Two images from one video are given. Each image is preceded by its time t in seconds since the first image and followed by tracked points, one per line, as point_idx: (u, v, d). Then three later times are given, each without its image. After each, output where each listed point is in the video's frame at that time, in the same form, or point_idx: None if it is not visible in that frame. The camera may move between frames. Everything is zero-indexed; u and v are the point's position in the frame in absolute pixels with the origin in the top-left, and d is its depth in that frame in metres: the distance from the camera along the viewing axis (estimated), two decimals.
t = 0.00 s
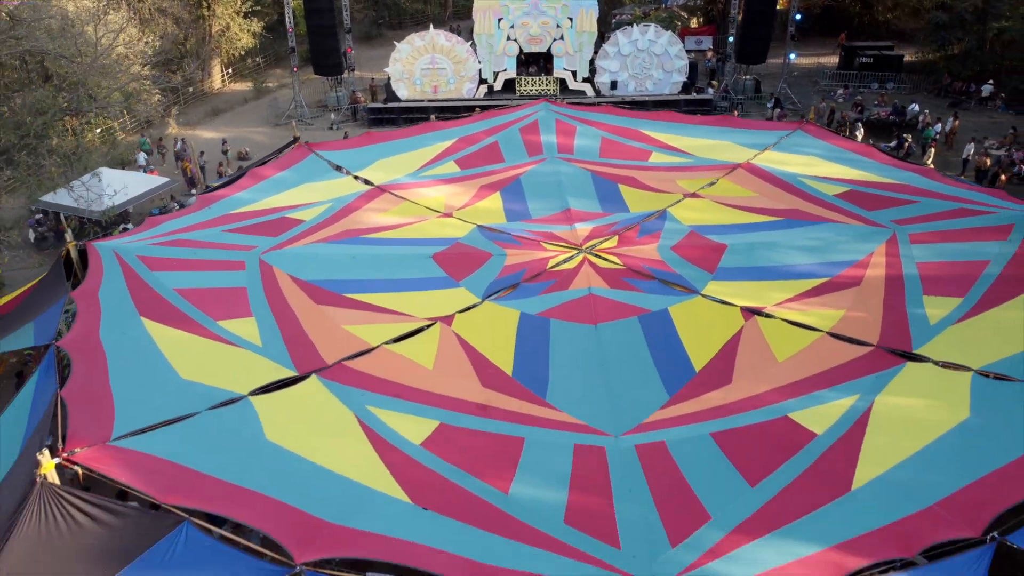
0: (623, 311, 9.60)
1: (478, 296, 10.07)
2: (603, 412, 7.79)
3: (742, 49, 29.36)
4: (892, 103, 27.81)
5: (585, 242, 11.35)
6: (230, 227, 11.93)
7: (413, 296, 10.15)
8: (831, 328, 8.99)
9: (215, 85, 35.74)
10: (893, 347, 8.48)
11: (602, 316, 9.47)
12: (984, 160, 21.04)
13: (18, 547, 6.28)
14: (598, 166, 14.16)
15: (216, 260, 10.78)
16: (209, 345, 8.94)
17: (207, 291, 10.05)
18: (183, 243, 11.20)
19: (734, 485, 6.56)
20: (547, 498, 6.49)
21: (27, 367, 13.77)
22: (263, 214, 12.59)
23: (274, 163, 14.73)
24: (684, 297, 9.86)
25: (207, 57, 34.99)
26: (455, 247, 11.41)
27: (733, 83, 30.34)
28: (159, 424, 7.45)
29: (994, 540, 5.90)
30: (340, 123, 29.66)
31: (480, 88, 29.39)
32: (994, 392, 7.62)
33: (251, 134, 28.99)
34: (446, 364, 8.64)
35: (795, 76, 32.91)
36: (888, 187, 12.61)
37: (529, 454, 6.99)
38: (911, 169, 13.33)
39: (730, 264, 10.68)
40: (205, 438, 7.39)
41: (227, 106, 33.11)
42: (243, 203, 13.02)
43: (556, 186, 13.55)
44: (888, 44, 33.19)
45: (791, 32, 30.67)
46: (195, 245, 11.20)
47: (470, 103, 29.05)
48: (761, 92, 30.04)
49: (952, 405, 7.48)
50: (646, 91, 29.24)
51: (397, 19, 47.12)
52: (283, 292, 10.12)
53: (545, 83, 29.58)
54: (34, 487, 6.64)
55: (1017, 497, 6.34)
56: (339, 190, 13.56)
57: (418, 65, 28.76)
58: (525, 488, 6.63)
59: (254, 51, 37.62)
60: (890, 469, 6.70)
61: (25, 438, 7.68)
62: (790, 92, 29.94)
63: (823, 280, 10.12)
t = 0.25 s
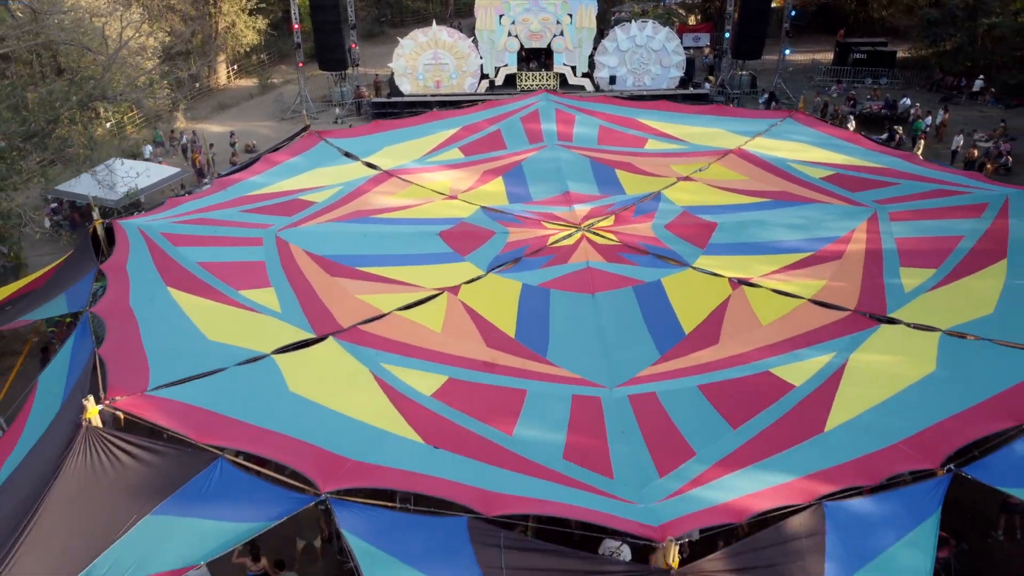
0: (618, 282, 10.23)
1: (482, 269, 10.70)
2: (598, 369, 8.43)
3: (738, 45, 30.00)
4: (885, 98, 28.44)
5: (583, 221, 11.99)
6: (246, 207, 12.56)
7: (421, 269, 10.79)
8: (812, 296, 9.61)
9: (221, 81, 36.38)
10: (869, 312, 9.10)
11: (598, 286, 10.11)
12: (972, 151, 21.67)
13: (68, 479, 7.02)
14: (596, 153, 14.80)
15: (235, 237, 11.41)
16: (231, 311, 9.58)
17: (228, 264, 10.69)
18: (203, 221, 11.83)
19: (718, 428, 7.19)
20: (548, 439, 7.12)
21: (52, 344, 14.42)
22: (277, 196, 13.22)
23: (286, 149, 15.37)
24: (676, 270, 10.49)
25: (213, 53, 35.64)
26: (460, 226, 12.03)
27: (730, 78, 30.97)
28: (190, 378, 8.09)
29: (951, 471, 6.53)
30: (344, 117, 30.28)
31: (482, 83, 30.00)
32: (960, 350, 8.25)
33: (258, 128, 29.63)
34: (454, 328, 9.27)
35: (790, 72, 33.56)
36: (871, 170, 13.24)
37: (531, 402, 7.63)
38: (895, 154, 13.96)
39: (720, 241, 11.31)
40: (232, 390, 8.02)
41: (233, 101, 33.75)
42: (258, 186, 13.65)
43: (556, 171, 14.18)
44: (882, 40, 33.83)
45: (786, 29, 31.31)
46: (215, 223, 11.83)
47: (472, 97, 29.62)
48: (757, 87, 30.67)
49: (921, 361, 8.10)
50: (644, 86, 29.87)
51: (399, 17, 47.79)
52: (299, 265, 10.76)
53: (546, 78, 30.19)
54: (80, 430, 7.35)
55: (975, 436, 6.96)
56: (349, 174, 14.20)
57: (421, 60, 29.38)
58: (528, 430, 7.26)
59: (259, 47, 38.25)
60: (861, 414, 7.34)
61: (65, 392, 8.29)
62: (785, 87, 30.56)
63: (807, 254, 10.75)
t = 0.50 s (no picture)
0: (614, 255, 10.94)
1: (486, 243, 11.41)
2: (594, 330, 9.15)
3: (734, 41, 30.70)
4: (876, 92, 29.16)
5: (581, 201, 12.69)
6: (263, 188, 13.26)
7: (430, 243, 11.49)
8: (794, 265, 10.32)
9: (228, 77, 37.08)
10: (845, 279, 9.81)
11: (595, 258, 10.82)
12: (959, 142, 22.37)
13: (113, 421, 7.72)
14: (594, 139, 15.50)
15: (254, 214, 12.12)
16: (254, 279, 10.30)
17: (248, 238, 11.40)
18: (223, 200, 12.54)
19: (703, 377, 7.90)
20: (548, 386, 7.83)
21: (76, 322, 15.04)
22: (291, 178, 13.92)
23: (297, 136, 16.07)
24: (668, 243, 11.18)
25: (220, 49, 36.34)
26: (466, 205, 12.74)
27: (726, 74, 31.68)
28: (220, 335, 8.79)
29: (912, 408, 7.25)
30: (349, 111, 30.98)
31: (483, 78, 30.68)
32: (928, 309, 8.98)
33: (264, 122, 30.34)
34: (461, 294, 9.99)
35: (785, 67, 34.27)
36: (855, 154, 13.95)
37: (532, 354, 8.36)
38: (878, 139, 14.66)
39: (710, 218, 12.02)
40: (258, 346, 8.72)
41: (240, 96, 34.46)
42: (273, 170, 14.36)
43: (555, 156, 14.88)
44: (875, 36, 34.53)
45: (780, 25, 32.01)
46: (234, 202, 12.54)
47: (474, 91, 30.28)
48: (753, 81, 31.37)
49: (891, 320, 8.81)
50: (642, 80, 30.58)
51: (401, 15, 48.51)
52: (314, 240, 11.47)
53: (546, 73, 30.88)
54: (121, 379, 8.00)
55: (936, 381, 7.66)
56: (359, 159, 14.92)
57: (424, 55, 30.08)
58: (530, 377, 8.00)
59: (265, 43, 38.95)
60: (833, 364, 8.05)
61: (104, 348, 8.93)
62: (780, 81, 31.25)
63: (791, 230, 11.45)
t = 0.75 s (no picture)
0: (611, 236, 11.47)
1: (489, 226, 11.94)
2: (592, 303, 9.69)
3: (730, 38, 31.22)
4: (871, 88, 29.69)
5: (580, 187, 13.22)
6: (274, 175, 13.79)
7: (435, 226, 12.01)
8: (782, 245, 10.84)
9: (232, 74, 37.61)
10: (830, 257, 10.34)
11: (593, 239, 11.35)
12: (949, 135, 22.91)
13: (141, 386, 8.24)
14: (593, 129, 16.03)
15: (267, 199, 12.66)
16: (268, 258, 10.83)
17: (262, 221, 11.93)
18: (236, 186, 13.08)
19: (694, 344, 8.44)
20: (549, 352, 8.37)
21: (93, 306, 15.52)
22: (301, 166, 14.45)
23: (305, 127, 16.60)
24: (662, 226, 11.70)
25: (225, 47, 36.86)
26: (469, 191, 13.27)
27: (723, 70, 32.21)
28: (239, 307, 9.33)
29: (887, 369, 7.78)
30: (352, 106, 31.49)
31: (484, 74, 31.19)
32: (907, 284, 9.51)
33: (269, 117, 30.86)
34: (465, 272, 10.53)
35: (781, 64, 34.80)
36: (844, 143, 14.48)
37: (533, 323, 8.91)
38: (867, 129, 15.18)
39: (703, 202, 12.55)
40: (275, 317, 9.27)
41: (245, 92, 34.99)
42: (283, 158, 14.89)
43: (555, 145, 15.41)
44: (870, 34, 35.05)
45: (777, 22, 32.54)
46: (247, 187, 13.07)
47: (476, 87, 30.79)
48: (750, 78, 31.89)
49: (872, 293, 9.34)
50: (641, 77, 31.10)
51: (403, 13, 49.06)
52: (325, 223, 12.01)
53: (546, 69, 31.40)
54: (149, 346, 8.53)
55: (910, 347, 8.20)
56: (365, 148, 15.44)
57: (426, 52, 30.59)
58: (532, 343, 8.56)
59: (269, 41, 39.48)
60: (816, 332, 8.59)
61: (129, 321, 9.46)
62: (776, 78, 31.78)
63: (781, 213, 11.98)
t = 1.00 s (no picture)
0: (609, 221, 11.95)
1: (491, 212, 12.41)
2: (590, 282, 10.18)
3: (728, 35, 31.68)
4: (865, 84, 30.17)
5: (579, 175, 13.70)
6: (283, 164, 14.27)
7: (439, 212, 12.48)
8: (773, 229, 11.31)
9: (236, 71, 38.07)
10: (818, 239, 10.81)
11: (591, 224, 11.83)
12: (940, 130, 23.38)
13: (164, 356, 8.72)
14: (592, 122, 16.51)
15: (277, 186, 13.13)
16: (280, 241, 11.31)
17: (273, 207, 12.41)
18: (247, 175, 13.55)
19: (686, 318, 8.93)
20: (549, 325, 8.85)
21: (106, 293, 15.95)
22: (309, 156, 14.92)
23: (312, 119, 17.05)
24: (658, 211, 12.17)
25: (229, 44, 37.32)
26: (472, 179, 13.74)
27: (720, 67, 32.66)
28: (255, 285, 9.84)
29: (868, 339, 8.26)
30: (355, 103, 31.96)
31: (485, 71, 31.66)
32: (890, 264, 9.98)
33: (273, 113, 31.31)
34: (469, 254, 11.01)
35: (778, 61, 35.26)
36: (835, 134, 14.94)
37: (534, 300, 9.39)
38: (858, 121, 15.64)
39: (697, 189, 13.02)
40: (288, 295, 9.76)
41: (249, 89, 35.45)
42: (292, 149, 15.36)
43: (555, 137, 15.87)
44: (866, 32, 35.53)
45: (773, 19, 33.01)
46: (258, 176, 13.54)
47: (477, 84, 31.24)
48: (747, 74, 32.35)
49: (856, 272, 9.81)
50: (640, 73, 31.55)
51: (405, 12, 49.56)
52: (334, 209, 12.48)
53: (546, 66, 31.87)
54: (170, 319, 9.03)
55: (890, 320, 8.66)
56: (371, 140, 15.91)
57: (428, 49, 31.05)
58: (532, 317, 9.04)
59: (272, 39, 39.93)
60: (802, 307, 9.07)
61: (149, 298, 9.93)
62: (772, 74, 32.24)
63: (772, 199, 12.45)
